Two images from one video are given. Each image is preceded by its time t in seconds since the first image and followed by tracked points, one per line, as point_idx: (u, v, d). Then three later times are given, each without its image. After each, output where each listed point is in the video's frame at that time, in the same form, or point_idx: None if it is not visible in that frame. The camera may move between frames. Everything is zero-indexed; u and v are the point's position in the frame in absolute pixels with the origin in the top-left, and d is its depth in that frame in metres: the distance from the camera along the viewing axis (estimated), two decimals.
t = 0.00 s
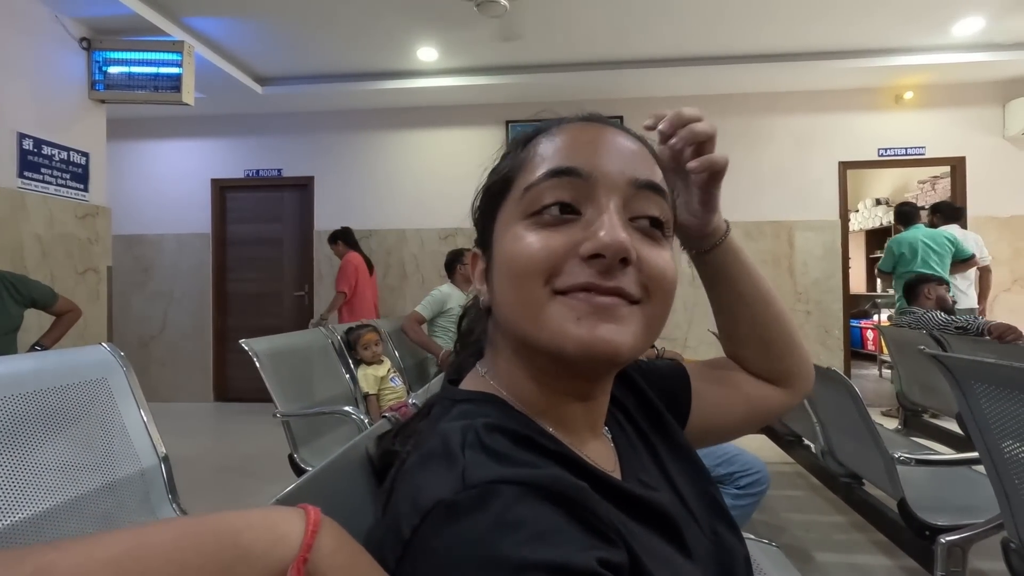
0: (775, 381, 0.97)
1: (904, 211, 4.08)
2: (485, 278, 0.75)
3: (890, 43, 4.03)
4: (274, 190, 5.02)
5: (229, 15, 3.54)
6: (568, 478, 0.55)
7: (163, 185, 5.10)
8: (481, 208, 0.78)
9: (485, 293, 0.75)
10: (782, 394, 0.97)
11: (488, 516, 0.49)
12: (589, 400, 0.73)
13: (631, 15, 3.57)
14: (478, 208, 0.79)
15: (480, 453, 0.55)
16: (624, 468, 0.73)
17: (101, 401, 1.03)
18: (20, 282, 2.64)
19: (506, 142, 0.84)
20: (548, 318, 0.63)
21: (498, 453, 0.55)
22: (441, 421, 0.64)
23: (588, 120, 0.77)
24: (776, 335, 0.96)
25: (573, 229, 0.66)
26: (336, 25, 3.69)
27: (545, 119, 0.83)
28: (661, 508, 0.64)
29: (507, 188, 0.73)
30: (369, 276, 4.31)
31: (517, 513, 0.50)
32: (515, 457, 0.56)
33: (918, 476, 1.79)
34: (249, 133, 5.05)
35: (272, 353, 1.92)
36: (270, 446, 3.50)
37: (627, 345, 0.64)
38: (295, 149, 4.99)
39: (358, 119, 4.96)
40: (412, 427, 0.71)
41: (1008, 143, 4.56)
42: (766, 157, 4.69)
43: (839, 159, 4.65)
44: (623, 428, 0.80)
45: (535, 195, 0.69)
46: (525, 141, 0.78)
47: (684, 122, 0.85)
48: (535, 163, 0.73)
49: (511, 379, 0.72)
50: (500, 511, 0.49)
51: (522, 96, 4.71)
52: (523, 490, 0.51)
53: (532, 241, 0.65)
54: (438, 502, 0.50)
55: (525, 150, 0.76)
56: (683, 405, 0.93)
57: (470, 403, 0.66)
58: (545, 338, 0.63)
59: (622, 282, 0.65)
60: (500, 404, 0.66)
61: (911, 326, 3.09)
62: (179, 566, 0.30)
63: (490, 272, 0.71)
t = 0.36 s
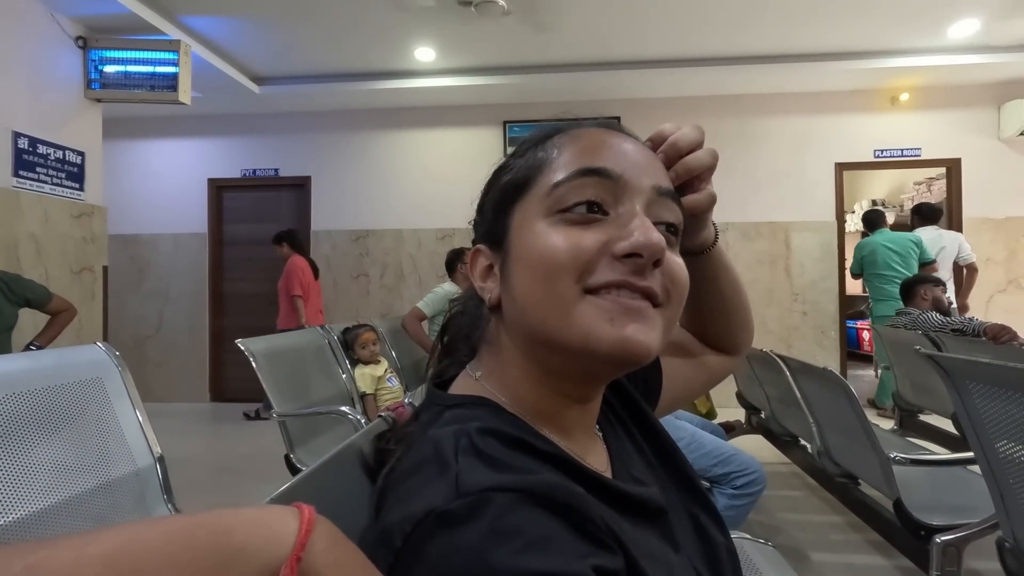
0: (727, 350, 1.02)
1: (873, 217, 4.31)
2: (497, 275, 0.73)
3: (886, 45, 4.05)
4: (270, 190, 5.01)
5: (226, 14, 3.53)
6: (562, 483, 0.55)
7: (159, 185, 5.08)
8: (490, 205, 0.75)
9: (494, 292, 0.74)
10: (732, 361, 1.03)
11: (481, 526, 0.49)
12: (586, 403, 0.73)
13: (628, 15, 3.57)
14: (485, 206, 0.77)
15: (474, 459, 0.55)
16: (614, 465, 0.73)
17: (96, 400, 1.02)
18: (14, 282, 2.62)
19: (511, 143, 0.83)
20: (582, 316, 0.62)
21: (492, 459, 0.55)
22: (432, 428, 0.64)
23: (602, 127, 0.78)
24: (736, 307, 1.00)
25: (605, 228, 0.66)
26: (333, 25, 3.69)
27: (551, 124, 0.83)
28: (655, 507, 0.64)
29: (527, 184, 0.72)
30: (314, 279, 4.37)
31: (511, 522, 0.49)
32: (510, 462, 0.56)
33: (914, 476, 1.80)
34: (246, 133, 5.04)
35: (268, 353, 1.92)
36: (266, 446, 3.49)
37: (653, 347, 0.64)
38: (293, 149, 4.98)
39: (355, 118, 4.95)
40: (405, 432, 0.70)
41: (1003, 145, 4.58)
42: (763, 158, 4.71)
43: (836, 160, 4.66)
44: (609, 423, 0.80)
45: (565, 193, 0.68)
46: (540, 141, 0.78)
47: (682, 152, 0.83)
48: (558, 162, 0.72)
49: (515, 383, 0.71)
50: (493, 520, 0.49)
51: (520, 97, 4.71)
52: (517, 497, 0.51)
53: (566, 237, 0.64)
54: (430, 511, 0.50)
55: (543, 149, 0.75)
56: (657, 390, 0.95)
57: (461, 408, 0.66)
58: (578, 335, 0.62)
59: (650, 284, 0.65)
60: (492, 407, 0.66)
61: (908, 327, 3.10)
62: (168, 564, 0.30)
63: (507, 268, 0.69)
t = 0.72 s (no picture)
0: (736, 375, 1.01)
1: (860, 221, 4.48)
2: (462, 300, 0.76)
3: (884, 47, 4.06)
4: (269, 189, 5.00)
5: (224, 14, 3.53)
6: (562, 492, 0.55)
7: (158, 184, 5.07)
8: (451, 228, 0.78)
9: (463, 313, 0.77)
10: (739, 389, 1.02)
11: (482, 536, 0.49)
12: (579, 409, 0.74)
13: (626, 17, 3.57)
14: (449, 228, 0.80)
15: (474, 467, 0.55)
16: (617, 468, 0.73)
17: (95, 402, 1.02)
18: (11, 282, 2.62)
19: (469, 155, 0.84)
20: (520, 341, 0.64)
21: (491, 467, 0.55)
22: (432, 433, 0.64)
23: (539, 125, 0.76)
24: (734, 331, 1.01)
25: (530, 244, 0.66)
26: (332, 25, 3.69)
27: (501, 128, 0.82)
28: (656, 511, 0.64)
29: (468, 210, 0.74)
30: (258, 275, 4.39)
31: (512, 532, 0.50)
32: (508, 470, 0.56)
33: (910, 478, 1.80)
34: (245, 132, 5.04)
35: (266, 354, 1.92)
36: (264, 447, 3.49)
37: (601, 358, 0.65)
38: (291, 149, 4.97)
39: (355, 118, 4.95)
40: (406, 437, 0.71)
41: (1000, 147, 4.60)
42: (761, 160, 4.72)
43: (834, 162, 4.66)
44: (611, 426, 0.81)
45: (493, 212, 0.69)
46: (484, 154, 0.78)
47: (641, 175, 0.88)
48: (491, 180, 0.72)
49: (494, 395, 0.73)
50: (493, 531, 0.49)
51: (519, 97, 4.71)
52: (517, 506, 0.52)
53: (496, 263, 0.66)
54: (431, 520, 0.50)
55: (483, 165, 0.76)
56: (665, 400, 0.95)
57: (460, 413, 0.66)
58: (521, 360, 0.65)
59: (584, 292, 0.65)
60: (491, 413, 0.66)
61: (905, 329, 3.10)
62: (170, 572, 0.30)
63: (463, 295, 0.72)
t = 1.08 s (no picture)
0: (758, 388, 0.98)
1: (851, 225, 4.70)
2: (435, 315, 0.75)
3: (883, 47, 4.07)
4: (267, 187, 4.99)
5: (222, 11, 3.51)
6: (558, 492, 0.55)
7: (156, 181, 5.06)
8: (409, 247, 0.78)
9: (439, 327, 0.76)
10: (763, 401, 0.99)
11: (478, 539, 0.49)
12: (575, 397, 0.73)
13: (626, 16, 3.57)
14: (408, 250, 0.80)
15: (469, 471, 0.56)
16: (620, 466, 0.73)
17: (92, 399, 1.02)
18: (7, 279, 2.60)
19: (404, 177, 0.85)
20: (503, 337, 0.63)
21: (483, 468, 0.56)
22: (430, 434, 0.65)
23: (465, 128, 0.78)
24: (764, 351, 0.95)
25: (489, 239, 0.66)
26: (331, 23, 3.68)
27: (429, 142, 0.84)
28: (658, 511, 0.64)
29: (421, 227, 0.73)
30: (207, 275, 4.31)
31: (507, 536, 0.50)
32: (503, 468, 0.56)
33: (907, 478, 1.81)
34: (244, 130, 5.02)
35: (264, 352, 1.91)
36: (261, 445, 3.48)
37: (588, 329, 0.64)
38: (290, 147, 4.97)
39: (353, 117, 4.94)
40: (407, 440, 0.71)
41: (997, 148, 4.62)
42: (760, 160, 4.72)
43: (832, 162, 4.66)
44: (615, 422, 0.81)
45: (445, 220, 0.69)
46: (420, 171, 0.79)
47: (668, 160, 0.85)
48: (434, 192, 0.73)
49: (491, 395, 0.72)
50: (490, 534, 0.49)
51: (517, 96, 4.70)
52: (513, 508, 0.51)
53: (460, 267, 0.65)
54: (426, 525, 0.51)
55: (423, 182, 0.76)
56: (676, 404, 0.94)
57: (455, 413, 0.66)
58: (509, 354, 0.63)
59: (553, 272, 0.65)
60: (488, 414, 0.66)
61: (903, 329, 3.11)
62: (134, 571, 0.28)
63: (436, 309, 0.71)
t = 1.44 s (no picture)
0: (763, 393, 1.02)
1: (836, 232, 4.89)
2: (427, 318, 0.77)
3: (883, 48, 4.07)
4: (265, 186, 4.97)
5: (221, 7, 3.49)
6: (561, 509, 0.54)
7: (153, 179, 5.03)
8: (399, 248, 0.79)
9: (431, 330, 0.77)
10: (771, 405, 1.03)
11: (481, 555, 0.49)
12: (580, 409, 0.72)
13: (626, 15, 3.56)
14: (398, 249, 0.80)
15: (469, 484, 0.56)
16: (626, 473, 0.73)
17: (89, 396, 1.01)
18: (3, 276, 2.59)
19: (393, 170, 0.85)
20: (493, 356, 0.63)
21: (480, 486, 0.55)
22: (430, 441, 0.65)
23: (454, 121, 0.77)
24: (742, 354, 1.01)
25: (478, 250, 0.66)
26: (331, 20, 3.67)
27: (417, 133, 0.82)
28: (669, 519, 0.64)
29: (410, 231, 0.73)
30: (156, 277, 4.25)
31: (511, 555, 0.49)
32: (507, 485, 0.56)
33: (907, 478, 1.80)
34: (242, 128, 5.00)
35: (262, 350, 1.90)
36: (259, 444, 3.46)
37: (583, 348, 0.64)
38: (288, 145, 4.95)
39: (352, 115, 4.92)
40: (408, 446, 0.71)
41: (996, 149, 4.62)
42: (759, 160, 4.72)
43: (832, 163, 4.66)
44: (625, 426, 0.81)
45: (432, 227, 0.69)
46: (408, 168, 0.78)
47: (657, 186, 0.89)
48: (422, 193, 0.72)
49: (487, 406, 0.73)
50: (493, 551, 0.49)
51: (517, 95, 4.69)
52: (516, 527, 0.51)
53: (449, 281, 0.66)
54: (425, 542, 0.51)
55: (411, 180, 0.76)
56: (687, 406, 0.95)
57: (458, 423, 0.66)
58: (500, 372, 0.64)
59: (547, 285, 0.64)
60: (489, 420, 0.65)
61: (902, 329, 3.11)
62: None
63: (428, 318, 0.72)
